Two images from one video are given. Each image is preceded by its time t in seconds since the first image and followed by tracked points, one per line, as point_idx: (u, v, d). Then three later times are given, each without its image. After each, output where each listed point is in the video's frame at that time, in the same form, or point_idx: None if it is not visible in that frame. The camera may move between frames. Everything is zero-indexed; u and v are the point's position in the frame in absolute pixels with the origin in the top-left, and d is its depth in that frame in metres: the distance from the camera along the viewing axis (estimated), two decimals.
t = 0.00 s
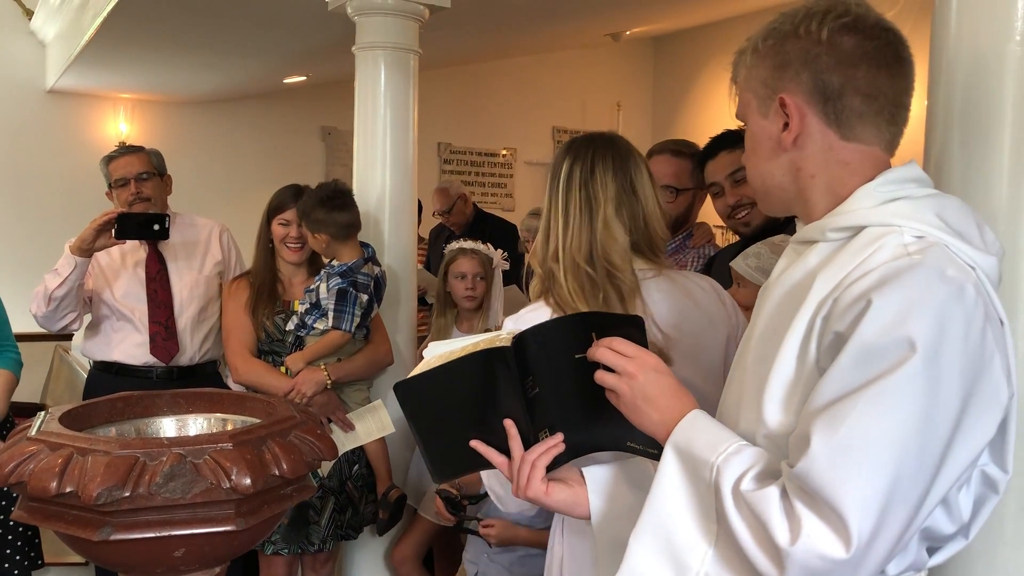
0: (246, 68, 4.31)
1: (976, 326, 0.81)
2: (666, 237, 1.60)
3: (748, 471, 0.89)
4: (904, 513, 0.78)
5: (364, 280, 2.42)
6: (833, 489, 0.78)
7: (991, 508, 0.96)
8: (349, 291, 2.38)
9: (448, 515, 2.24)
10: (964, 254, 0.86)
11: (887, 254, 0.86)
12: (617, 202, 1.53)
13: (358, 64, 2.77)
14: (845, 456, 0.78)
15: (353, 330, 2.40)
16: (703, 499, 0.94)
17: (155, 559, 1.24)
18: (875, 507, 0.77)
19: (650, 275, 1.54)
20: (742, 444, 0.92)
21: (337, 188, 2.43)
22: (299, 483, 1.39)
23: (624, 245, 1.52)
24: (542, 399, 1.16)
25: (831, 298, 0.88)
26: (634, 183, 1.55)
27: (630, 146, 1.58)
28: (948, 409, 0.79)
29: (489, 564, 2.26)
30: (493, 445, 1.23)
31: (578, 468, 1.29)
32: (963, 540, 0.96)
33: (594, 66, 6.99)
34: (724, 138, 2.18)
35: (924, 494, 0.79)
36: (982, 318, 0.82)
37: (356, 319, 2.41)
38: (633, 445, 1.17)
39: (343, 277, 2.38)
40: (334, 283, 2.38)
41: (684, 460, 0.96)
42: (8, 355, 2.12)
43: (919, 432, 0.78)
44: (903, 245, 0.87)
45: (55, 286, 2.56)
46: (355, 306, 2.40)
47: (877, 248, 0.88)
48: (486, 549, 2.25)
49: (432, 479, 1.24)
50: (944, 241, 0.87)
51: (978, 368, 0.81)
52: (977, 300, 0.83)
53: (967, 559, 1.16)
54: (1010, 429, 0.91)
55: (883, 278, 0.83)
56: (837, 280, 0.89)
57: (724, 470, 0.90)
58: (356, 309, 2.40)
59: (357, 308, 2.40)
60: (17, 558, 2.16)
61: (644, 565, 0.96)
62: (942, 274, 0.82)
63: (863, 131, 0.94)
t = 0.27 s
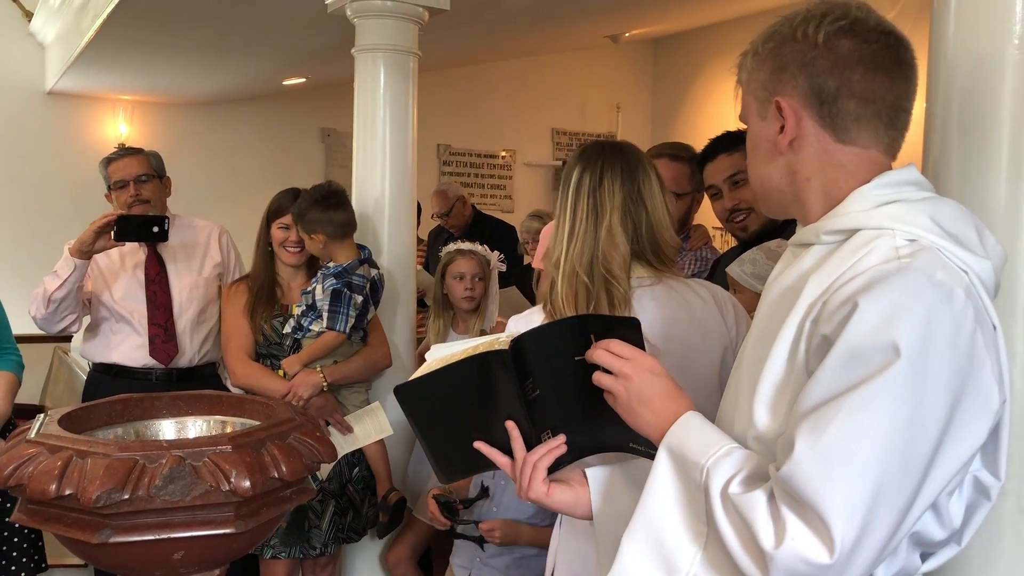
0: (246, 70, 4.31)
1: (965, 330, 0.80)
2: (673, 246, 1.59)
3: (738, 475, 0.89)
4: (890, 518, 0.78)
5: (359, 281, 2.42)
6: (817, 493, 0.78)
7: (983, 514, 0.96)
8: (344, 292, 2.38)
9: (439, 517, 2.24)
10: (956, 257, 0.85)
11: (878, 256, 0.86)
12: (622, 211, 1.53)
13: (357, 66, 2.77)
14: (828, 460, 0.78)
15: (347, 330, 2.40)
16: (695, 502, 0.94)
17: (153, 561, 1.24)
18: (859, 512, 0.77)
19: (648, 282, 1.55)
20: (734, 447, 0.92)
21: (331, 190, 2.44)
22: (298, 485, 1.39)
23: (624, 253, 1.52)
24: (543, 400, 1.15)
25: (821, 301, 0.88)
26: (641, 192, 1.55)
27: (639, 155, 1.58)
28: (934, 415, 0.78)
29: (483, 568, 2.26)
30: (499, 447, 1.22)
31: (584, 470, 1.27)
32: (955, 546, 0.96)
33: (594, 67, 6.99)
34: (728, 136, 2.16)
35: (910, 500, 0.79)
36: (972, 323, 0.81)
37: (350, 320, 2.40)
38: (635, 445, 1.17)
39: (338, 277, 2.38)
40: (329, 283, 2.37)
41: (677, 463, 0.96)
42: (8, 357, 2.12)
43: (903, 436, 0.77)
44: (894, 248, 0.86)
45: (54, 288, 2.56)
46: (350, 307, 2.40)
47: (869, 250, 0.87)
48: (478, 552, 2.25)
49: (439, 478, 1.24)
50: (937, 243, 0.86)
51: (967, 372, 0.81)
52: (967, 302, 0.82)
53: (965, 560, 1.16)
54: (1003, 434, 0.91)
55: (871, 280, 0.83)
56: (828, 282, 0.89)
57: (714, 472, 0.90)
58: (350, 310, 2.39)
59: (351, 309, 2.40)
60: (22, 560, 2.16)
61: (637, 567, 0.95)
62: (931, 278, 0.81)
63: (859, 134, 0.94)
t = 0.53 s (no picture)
0: (246, 69, 4.31)
1: (964, 331, 0.80)
2: (672, 245, 1.59)
3: (738, 478, 0.89)
4: (888, 522, 0.78)
5: (357, 280, 2.42)
6: (812, 498, 0.78)
7: (989, 518, 0.95)
8: (341, 290, 2.38)
9: (422, 521, 2.21)
10: (957, 258, 0.85)
11: (877, 257, 0.86)
12: (618, 208, 1.55)
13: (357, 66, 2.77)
14: (823, 463, 0.78)
15: (344, 328, 2.40)
16: (697, 507, 0.93)
17: (153, 561, 1.24)
18: (854, 516, 0.76)
19: (637, 277, 1.57)
20: (735, 451, 0.92)
21: (331, 188, 2.44)
22: (298, 485, 1.39)
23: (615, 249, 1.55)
24: (552, 406, 1.15)
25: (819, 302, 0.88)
26: (639, 190, 1.55)
27: (640, 152, 1.57)
28: (932, 417, 0.78)
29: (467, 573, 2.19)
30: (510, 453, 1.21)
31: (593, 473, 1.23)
32: (962, 551, 0.96)
33: (594, 68, 6.99)
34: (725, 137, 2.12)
35: (909, 503, 0.78)
36: (971, 323, 0.81)
37: (347, 318, 2.40)
38: (646, 450, 1.17)
39: (336, 275, 2.38)
40: (326, 281, 2.37)
41: (679, 466, 0.95)
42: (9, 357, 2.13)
43: (899, 439, 0.77)
44: (894, 247, 0.86)
45: (54, 288, 2.56)
46: (347, 305, 2.40)
47: (868, 251, 0.87)
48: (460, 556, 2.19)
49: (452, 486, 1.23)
50: (938, 243, 0.85)
51: (966, 374, 0.80)
52: (966, 303, 0.81)
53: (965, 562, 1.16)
54: (1008, 436, 0.90)
55: (868, 280, 0.83)
56: (827, 283, 0.89)
57: (712, 479, 0.90)
58: (347, 308, 2.39)
59: (348, 307, 2.40)
60: (27, 560, 2.16)
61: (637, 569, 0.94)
62: (929, 278, 0.81)
63: (863, 133, 0.93)
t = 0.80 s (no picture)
0: (246, 68, 4.31)
1: (978, 331, 0.79)
2: (641, 245, 1.62)
3: (748, 487, 0.88)
4: (902, 530, 0.76)
5: (359, 279, 2.42)
6: (821, 506, 0.76)
7: (1018, 526, 0.94)
8: (343, 287, 2.37)
9: (386, 528, 2.08)
10: (971, 257, 0.84)
11: (889, 255, 0.85)
12: (586, 205, 1.61)
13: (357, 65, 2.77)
14: (834, 469, 0.76)
15: (345, 326, 2.39)
16: (711, 513, 0.92)
17: (154, 560, 1.24)
18: (866, 524, 0.75)
19: (602, 275, 1.60)
20: (748, 456, 0.90)
21: (334, 186, 2.45)
22: (299, 484, 1.39)
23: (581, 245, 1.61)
24: (572, 408, 1.14)
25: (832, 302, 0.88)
26: (606, 188, 1.60)
27: (614, 151, 1.63)
28: (948, 420, 0.77)
29: None
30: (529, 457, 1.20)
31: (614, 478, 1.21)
32: (991, 560, 0.94)
33: (594, 67, 6.98)
34: (708, 148, 2.05)
35: (925, 510, 0.77)
36: (986, 324, 0.79)
37: (348, 317, 2.39)
38: (668, 454, 1.15)
39: (338, 273, 2.38)
40: (328, 279, 2.37)
41: (694, 470, 0.94)
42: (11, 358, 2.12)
43: (911, 443, 0.76)
44: (906, 246, 0.85)
45: (54, 287, 2.56)
46: (348, 303, 2.39)
47: (879, 249, 0.86)
48: (425, 561, 2.06)
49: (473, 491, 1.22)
50: (953, 240, 0.85)
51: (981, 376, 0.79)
52: (980, 303, 0.80)
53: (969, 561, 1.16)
54: None
55: (879, 280, 0.83)
56: (839, 282, 0.89)
57: (727, 487, 0.88)
58: (348, 306, 2.39)
59: (350, 305, 2.39)
60: (26, 561, 2.16)
61: None
62: (942, 277, 0.80)
63: (876, 129, 0.92)
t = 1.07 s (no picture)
0: (247, 67, 4.30)
1: (991, 329, 0.77)
2: (591, 239, 1.70)
3: (769, 505, 0.86)
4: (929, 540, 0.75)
5: (363, 279, 2.43)
6: (842, 521, 0.75)
7: None
8: (346, 286, 2.37)
9: (377, 531, 2.03)
10: (983, 253, 0.83)
11: (896, 257, 0.85)
12: (534, 202, 1.71)
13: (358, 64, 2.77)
14: (852, 484, 0.75)
15: (346, 326, 2.39)
16: (735, 523, 0.91)
17: (158, 559, 1.24)
18: (889, 536, 0.74)
19: (550, 268, 1.69)
20: (770, 468, 0.89)
21: (343, 184, 2.46)
22: (301, 483, 1.39)
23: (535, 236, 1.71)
24: (597, 413, 1.13)
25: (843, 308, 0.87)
26: (559, 182, 1.69)
27: (572, 146, 1.71)
28: (967, 424, 0.76)
29: (424, 575, 2.12)
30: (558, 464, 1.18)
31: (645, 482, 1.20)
32: None
33: (596, 65, 6.98)
34: (703, 149, 2.05)
35: (952, 519, 0.76)
36: (1001, 322, 0.78)
37: (350, 316, 2.39)
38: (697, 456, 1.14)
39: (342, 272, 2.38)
40: (331, 278, 2.37)
41: (713, 479, 0.93)
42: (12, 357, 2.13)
43: (930, 452, 0.75)
44: (914, 245, 0.84)
45: (56, 287, 2.56)
46: (351, 303, 2.39)
47: (887, 251, 0.86)
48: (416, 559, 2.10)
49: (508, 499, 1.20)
50: (963, 237, 0.84)
51: (999, 376, 0.77)
52: (993, 299, 0.79)
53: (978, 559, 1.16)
54: None
55: (885, 283, 0.82)
56: (850, 285, 0.88)
57: (749, 498, 0.88)
58: (351, 306, 2.39)
59: (352, 305, 2.39)
60: (21, 561, 2.16)
61: None
62: (950, 278, 0.79)
63: (887, 124, 0.91)
